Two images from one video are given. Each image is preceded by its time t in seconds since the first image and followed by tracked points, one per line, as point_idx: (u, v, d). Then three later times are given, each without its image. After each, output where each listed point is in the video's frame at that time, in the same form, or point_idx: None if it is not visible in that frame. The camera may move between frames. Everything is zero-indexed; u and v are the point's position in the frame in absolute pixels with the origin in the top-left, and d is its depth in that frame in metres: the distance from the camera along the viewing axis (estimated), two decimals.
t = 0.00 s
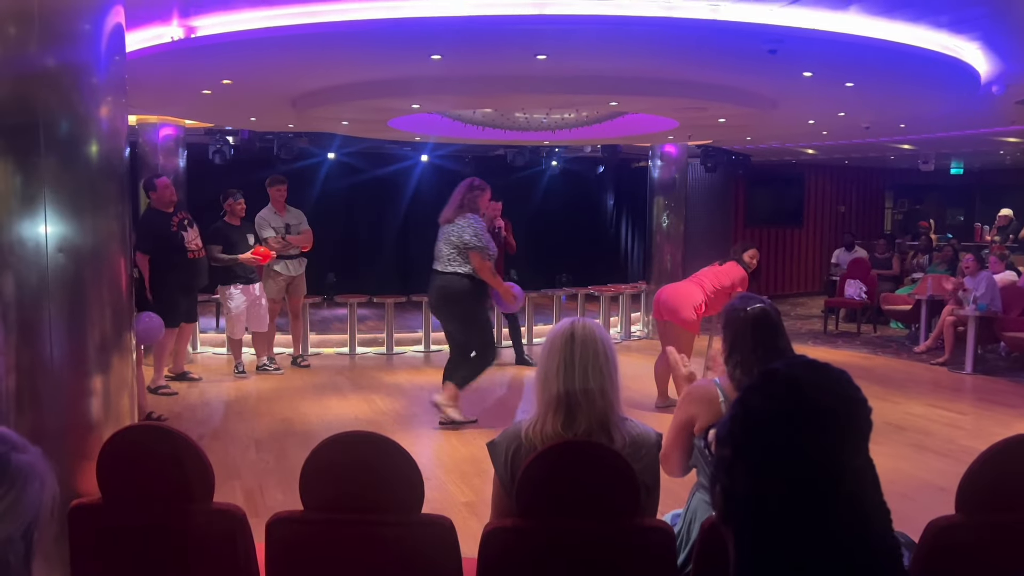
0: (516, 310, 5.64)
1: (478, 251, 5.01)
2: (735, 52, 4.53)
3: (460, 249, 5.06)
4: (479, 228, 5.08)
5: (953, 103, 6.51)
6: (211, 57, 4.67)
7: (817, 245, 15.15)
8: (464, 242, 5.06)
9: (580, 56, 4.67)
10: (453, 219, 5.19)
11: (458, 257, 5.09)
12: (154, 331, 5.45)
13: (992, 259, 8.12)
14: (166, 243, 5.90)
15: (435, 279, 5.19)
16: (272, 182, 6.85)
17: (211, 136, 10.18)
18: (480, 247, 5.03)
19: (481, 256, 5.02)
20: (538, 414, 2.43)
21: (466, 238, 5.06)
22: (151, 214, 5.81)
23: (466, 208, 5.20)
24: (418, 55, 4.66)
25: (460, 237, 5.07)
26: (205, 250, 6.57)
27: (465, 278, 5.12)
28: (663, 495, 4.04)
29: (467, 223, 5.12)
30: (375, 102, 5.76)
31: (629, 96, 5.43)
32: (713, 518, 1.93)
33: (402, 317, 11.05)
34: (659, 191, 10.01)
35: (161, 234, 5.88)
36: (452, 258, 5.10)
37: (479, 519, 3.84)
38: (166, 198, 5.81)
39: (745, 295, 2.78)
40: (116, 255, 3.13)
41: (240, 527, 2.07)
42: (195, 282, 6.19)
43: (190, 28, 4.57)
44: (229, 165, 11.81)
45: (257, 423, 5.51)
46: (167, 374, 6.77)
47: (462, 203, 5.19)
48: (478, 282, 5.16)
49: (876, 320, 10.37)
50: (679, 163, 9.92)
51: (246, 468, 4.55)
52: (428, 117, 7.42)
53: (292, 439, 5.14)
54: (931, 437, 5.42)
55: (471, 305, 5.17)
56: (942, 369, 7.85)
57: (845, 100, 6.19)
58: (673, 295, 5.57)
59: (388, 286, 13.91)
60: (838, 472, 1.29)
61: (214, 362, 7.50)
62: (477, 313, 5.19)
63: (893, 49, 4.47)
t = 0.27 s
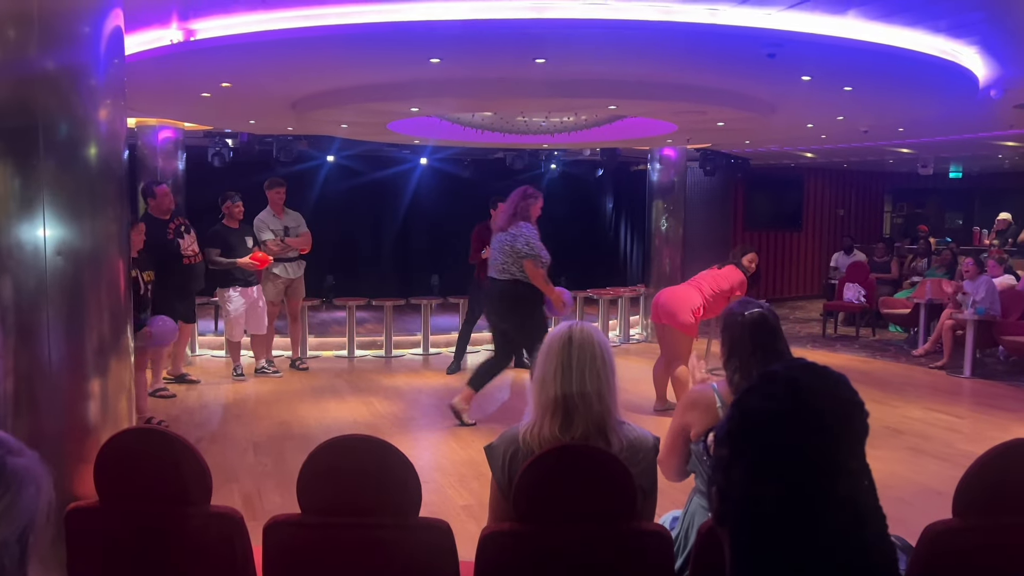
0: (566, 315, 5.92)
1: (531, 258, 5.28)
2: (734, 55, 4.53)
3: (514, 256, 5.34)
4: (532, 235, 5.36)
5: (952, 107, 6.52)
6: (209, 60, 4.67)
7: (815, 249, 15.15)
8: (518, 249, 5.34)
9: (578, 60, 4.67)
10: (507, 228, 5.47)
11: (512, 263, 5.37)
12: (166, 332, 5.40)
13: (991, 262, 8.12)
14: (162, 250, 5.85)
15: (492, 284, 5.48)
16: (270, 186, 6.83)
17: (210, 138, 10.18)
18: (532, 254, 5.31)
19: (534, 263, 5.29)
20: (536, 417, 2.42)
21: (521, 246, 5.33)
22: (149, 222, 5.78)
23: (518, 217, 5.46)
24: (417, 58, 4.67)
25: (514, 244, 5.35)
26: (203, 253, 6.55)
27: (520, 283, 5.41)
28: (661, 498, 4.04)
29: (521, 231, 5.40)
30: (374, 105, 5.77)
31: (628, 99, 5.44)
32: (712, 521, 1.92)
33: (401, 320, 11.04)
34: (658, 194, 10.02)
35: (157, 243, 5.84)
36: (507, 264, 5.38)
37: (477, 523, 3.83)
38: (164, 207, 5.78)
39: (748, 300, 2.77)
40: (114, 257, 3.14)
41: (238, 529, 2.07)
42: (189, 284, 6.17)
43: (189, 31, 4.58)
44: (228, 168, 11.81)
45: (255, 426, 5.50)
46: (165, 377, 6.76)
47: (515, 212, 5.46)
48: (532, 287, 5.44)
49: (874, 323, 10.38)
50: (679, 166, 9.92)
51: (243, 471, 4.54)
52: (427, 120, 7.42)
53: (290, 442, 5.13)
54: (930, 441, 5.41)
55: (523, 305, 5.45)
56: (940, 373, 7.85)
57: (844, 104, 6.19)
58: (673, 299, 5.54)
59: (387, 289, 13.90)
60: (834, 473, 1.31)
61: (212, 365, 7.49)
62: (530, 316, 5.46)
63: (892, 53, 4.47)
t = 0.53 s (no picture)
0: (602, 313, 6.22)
1: (579, 259, 5.77)
2: (732, 57, 4.53)
3: (563, 256, 5.83)
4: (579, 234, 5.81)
5: (949, 110, 6.53)
6: (207, 61, 4.67)
7: (813, 251, 15.17)
8: (567, 250, 5.82)
9: (576, 62, 4.67)
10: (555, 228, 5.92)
11: (560, 262, 5.86)
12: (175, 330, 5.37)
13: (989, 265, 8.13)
14: (161, 248, 5.91)
15: (539, 279, 5.96)
16: (267, 187, 6.84)
17: (208, 139, 10.18)
18: (579, 255, 5.80)
19: (582, 264, 5.79)
20: (533, 419, 2.42)
21: (569, 247, 5.82)
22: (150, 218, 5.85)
23: (566, 219, 5.90)
24: (415, 60, 4.67)
25: (563, 245, 5.82)
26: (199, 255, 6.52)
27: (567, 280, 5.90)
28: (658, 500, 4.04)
29: (570, 231, 5.86)
30: (372, 106, 5.76)
31: (626, 101, 5.44)
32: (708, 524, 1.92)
33: (399, 322, 11.03)
34: (656, 196, 10.03)
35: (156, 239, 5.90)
36: (555, 262, 5.87)
37: (474, 525, 3.82)
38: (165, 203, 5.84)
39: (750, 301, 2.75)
40: (110, 258, 3.13)
41: (233, 531, 2.06)
42: (189, 291, 6.16)
43: (187, 32, 4.57)
44: (226, 170, 11.79)
45: (253, 427, 5.49)
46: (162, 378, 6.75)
47: (563, 213, 5.90)
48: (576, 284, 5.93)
49: (872, 326, 10.38)
50: (677, 168, 9.93)
51: (240, 472, 4.54)
52: (425, 121, 7.42)
53: (287, 443, 5.12)
54: (928, 443, 5.41)
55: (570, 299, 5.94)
56: (938, 375, 7.85)
57: (842, 106, 6.20)
58: (672, 300, 5.52)
59: (385, 290, 13.89)
60: (824, 473, 1.38)
61: (209, 366, 7.47)
62: (573, 311, 5.97)
63: (890, 55, 4.48)
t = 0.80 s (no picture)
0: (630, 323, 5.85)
1: (611, 261, 5.49)
2: (730, 57, 4.52)
3: (596, 257, 5.55)
4: (614, 238, 5.56)
5: (946, 111, 6.54)
6: (203, 60, 4.66)
7: (810, 252, 15.18)
8: (599, 252, 5.55)
9: (574, 62, 4.67)
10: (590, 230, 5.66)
11: (591, 264, 5.57)
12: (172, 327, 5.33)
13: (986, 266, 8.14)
14: (161, 244, 5.91)
15: (569, 281, 5.65)
16: (263, 187, 6.84)
17: (204, 139, 10.16)
18: (611, 258, 5.52)
19: (613, 267, 5.50)
20: (530, 418, 2.41)
21: (602, 249, 5.54)
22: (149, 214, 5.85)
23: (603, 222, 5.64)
24: (413, 59, 4.66)
25: (597, 248, 5.54)
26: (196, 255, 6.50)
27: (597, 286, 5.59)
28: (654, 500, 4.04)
29: (605, 235, 5.60)
30: (369, 106, 5.76)
31: (624, 101, 5.44)
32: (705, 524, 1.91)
33: (396, 322, 11.02)
34: (653, 197, 10.03)
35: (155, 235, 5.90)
36: (586, 264, 5.58)
37: (471, 525, 3.81)
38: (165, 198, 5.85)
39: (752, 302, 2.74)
40: (105, 257, 3.12)
41: (228, 533, 2.05)
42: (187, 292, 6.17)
43: (184, 31, 4.56)
44: (223, 170, 11.77)
45: (249, 427, 5.48)
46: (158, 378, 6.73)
47: (600, 217, 5.64)
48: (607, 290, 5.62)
49: (868, 327, 10.39)
50: (674, 169, 9.94)
51: (236, 472, 4.52)
52: (422, 121, 7.41)
53: (283, 443, 5.11)
54: (924, 444, 5.42)
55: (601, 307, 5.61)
56: (934, 376, 7.86)
57: (839, 107, 6.20)
58: (669, 300, 5.49)
59: (382, 291, 13.87)
60: (819, 473, 1.38)
61: (205, 366, 7.45)
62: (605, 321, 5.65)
63: (888, 56, 4.48)
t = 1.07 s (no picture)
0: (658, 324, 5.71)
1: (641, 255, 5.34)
2: (727, 57, 4.53)
3: (626, 251, 5.42)
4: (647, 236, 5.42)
5: (943, 111, 6.55)
6: (200, 58, 4.64)
7: (807, 253, 15.20)
8: (631, 246, 5.41)
9: (571, 61, 4.67)
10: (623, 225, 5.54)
11: (621, 258, 5.44)
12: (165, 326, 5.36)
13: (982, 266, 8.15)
14: (160, 240, 5.91)
15: (599, 274, 5.51)
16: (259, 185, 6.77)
17: (201, 138, 10.14)
18: (641, 252, 5.38)
19: (641, 260, 5.36)
20: (526, 417, 2.41)
21: (633, 243, 5.41)
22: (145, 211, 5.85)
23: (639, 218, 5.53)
24: (410, 58, 4.65)
25: (629, 241, 5.41)
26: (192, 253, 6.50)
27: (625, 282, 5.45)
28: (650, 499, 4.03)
29: (638, 231, 5.46)
30: (365, 105, 5.75)
31: (621, 101, 5.44)
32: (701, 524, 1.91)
33: (392, 321, 11.01)
34: (650, 197, 10.03)
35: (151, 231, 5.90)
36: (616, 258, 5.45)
37: (467, 525, 3.81)
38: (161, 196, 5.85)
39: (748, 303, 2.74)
40: (100, 255, 3.12)
41: (223, 533, 2.04)
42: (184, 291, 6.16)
43: (180, 29, 4.54)
44: (219, 168, 11.74)
45: (244, 426, 5.46)
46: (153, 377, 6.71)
47: (635, 214, 5.53)
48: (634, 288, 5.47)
49: (865, 327, 10.40)
50: (671, 169, 9.95)
51: (232, 471, 4.51)
52: (419, 120, 7.40)
53: (279, 442, 5.10)
54: (920, 444, 5.43)
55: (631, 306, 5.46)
56: (929, 376, 7.87)
57: (836, 107, 6.21)
58: (665, 301, 5.51)
59: (379, 290, 13.86)
60: (816, 471, 1.38)
61: (201, 365, 7.43)
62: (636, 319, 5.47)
63: (885, 56, 4.48)
